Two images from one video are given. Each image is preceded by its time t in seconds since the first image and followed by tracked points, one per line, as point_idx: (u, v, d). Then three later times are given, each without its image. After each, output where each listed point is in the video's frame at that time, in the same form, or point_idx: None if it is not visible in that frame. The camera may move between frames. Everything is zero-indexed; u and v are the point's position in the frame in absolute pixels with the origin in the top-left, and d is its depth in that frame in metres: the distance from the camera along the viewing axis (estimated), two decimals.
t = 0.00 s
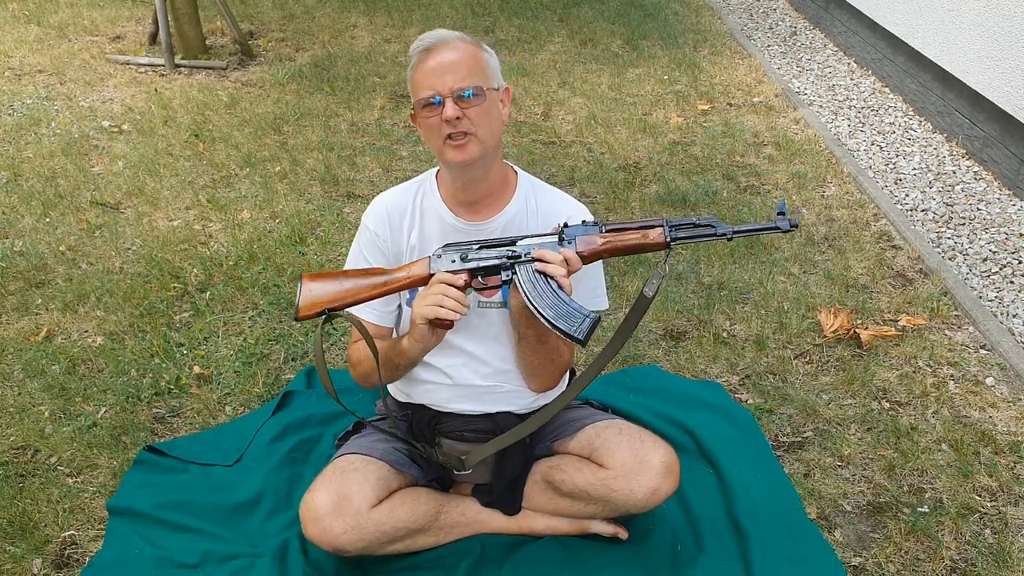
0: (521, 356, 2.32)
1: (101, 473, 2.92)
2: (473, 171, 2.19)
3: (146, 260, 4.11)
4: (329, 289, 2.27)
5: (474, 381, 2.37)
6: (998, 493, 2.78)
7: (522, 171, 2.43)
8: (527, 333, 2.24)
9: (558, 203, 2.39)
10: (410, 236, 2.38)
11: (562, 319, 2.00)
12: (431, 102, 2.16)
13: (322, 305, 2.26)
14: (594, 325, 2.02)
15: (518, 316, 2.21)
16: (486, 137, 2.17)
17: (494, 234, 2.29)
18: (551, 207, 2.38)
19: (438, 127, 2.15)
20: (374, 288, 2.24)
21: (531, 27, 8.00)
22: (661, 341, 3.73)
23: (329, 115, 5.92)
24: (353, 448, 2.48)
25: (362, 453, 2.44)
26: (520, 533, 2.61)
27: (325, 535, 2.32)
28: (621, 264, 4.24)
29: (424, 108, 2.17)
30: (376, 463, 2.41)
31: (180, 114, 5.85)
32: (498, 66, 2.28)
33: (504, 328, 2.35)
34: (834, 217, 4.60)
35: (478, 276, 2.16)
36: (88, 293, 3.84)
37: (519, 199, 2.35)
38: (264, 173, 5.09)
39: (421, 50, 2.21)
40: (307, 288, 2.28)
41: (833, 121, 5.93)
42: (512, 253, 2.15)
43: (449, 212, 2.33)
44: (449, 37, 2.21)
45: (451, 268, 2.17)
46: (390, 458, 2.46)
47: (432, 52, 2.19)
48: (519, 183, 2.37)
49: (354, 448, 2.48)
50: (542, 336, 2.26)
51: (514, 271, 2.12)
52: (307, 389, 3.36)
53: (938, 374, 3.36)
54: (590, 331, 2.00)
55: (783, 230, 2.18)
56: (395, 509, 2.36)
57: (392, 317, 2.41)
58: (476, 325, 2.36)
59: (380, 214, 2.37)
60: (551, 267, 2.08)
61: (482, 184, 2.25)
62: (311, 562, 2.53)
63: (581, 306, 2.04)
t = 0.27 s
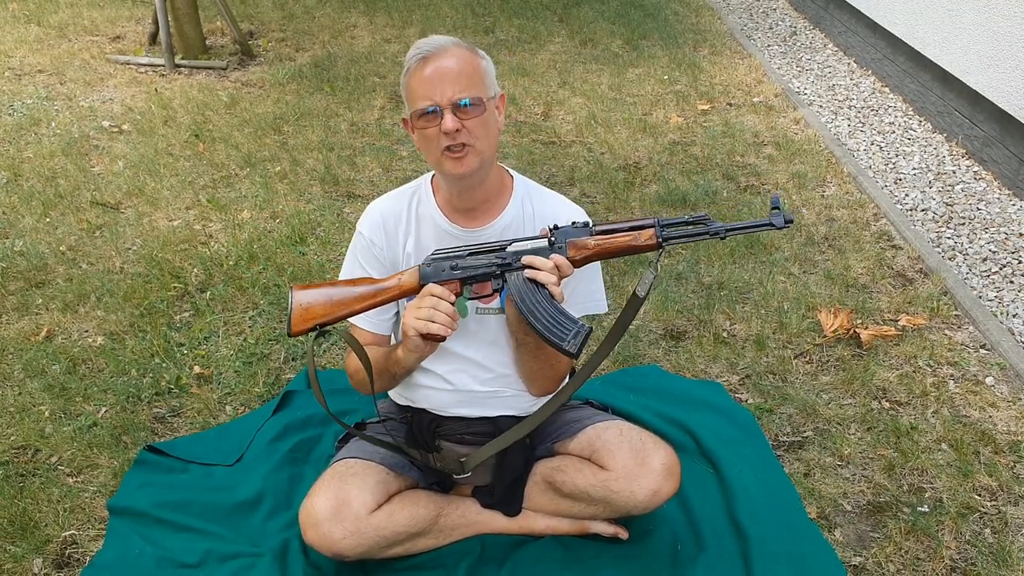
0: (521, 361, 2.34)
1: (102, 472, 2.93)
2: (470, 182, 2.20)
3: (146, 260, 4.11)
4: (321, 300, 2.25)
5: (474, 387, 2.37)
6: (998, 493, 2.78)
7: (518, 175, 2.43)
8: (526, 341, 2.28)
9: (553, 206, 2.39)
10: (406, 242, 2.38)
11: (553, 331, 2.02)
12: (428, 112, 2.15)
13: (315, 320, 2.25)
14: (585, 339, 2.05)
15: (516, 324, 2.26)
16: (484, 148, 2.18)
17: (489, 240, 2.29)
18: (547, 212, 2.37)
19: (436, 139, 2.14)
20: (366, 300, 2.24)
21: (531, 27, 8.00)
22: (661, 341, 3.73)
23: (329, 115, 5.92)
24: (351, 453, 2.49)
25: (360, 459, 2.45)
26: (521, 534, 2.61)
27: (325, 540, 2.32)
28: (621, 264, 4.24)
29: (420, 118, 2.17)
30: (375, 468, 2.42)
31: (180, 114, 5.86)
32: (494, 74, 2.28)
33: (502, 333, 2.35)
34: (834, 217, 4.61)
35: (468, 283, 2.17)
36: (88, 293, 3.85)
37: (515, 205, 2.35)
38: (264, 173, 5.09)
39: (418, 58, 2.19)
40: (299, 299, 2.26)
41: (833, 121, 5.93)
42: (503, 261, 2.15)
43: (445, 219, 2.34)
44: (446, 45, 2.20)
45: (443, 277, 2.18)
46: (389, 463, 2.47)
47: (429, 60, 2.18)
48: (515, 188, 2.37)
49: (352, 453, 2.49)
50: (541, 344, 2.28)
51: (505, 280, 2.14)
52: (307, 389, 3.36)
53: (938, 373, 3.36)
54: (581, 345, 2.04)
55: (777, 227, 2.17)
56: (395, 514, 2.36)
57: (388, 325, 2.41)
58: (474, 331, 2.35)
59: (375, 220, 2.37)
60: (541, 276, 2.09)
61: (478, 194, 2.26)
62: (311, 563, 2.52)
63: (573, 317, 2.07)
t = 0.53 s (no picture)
0: (521, 365, 2.34)
1: (102, 472, 2.93)
2: (468, 186, 2.20)
3: (147, 259, 4.11)
4: (315, 306, 2.24)
5: (473, 391, 2.37)
6: (998, 492, 2.78)
7: (516, 176, 2.43)
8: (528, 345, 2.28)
9: (553, 207, 2.39)
10: (404, 244, 2.38)
11: (548, 330, 2.03)
12: (426, 117, 2.15)
13: (310, 325, 2.23)
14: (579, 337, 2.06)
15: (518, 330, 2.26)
16: (482, 152, 2.18)
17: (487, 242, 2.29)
18: (546, 214, 2.38)
19: (434, 144, 2.15)
20: (362, 305, 2.24)
21: (531, 27, 8.00)
22: (661, 341, 3.73)
23: (329, 115, 5.92)
24: (350, 455, 2.49)
25: (359, 459, 2.44)
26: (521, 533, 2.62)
27: (325, 542, 2.33)
28: (621, 264, 4.25)
29: (419, 122, 2.17)
30: (375, 470, 2.42)
31: (180, 114, 5.86)
32: (493, 76, 2.27)
33: (501, 336, 2.33)
34: (834, 216, 4.61)
35: (461, 284, 2.16)
36: (88, 293, 3.85)
37: (514, 207, 2.35)
38: (264, 173, 5.09)
39: (416, 61, 2.19)
40: (292, 305, 2.24)
41: (833, 121, 5.94)
42: (495, 261, 2.15)
43: (444, 220, 2.33)
44: (445, 48, 2.19)
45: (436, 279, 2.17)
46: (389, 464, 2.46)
47: (428, 63, 2.17)
48: (514, 190, 2.37)
49: (352, 454, 2.49)
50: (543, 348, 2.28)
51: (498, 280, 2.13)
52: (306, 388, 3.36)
53: (937, 373, 3.36)
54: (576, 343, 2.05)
55: (771, 218, 2.17)
56: (395, 516, 2.37)
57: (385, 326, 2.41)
58: (472, 334, 2.34)
59: (374, 221, 2.37)
60: (535, 275, 2.09)
61: (477, 198, 2.27)
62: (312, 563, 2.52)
63: (566, 316, 2.07)
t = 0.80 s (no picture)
0: (523, 365, 2.35)
1: (102, 472, 2.93)
2: (469, 184, 2.20)
3: (147, 259, 4.11)
4: (309, 306, 2.24)
5: (474, 390, 2.37)
6: (997, 492, 2.78)
7: (517, 176, 2.43)
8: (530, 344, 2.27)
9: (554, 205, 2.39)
10: (405, 243, 2.38)
11: (545, 325, 2.04)
12: (427, 114, 2.15)
13: (305, 327, 2.24)
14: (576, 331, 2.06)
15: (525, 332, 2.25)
16: (483, 149, 2.18)
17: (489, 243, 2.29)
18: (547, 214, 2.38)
19: (435, 140, 2.15)
20: (355, 304, 2.24)
21: (531, 27, 8.00)
22: (661, 341, 3.73)
23: (328, 115, 5.92)
24: (350, 455, 2.48)
25: (359, 460, 2.45)
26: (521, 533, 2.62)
27: (325, 542, 2.33)
28: (621, 264, 4.25)
29: (419, 119, 2.17)
30: (375, 470, 2.42)
31: (179, 114, 5.86)
32: (496, 74, 2.27)
33: (504, 335, 2.34)
34: (834, 216, 4.61)
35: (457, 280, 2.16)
36: (88, 292, 3.85)
37: (514, 208, 2.35)
38: (264, 173, 5.09)
39: (418, 59, 2.19)
40: (286, 306, 2.24)
41: (832, 121, 5.94)
42: (490, 255, 2.15)
43: (445, 219, 2.34)
44: (446, 46, 2.19)
45: (432, 276, 2.17)
46: (388, 464, 2.46)
47: (429, 61, 2.17)
48: (515, 191, 2.37)
49: (351, 454, 2.49)
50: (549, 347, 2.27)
51: (493, 275, 2.13)
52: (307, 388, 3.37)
53: (937, 373, 3.36)
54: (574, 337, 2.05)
55: (765, 204, 2.18)
56: (395, 516, 2.37)
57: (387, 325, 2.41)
58: (473, 334, 2.34)
59: (375, 220, 2.36)
60: (529, 268, 2.08)
61: (478, 196, 2.27)
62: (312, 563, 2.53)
63: (564, 310, 2.07)
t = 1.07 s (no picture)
0: (525, 358, 2.35)
1: (103, 471, 2.93)
2: (470, 175, 2.20)
3: (147, 259, 4.11)
4: (299, 295, 2.24)
5: (475, 386, 2.37)
6: (998, 491, 2.78)
7: (519, 171, 2.43)
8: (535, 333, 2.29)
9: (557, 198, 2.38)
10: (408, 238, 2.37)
11: (543, 316, 2.10)
12: (426, 106, 2.15)
13: (297, 319, 2.25)
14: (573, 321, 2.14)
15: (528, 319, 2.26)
16: (483, 140, 2.17)
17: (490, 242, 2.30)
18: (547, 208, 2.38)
19: (434, 133, 2.15)
20: (347, 293, 2.24)
21: (531, 27, 8.00)
22: (661, 340, 3.74)
23: (328, 115, 5.92)
24: (351, 453, 2.48)
25: (360, 458, 2.45)
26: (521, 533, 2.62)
27: (325, 540, 2.32)
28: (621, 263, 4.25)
29: (419, 113, 2.17)
30: (375, 468, 2.42)
31: (179, 113, 5.85)
32: (493, 68, 2.27)
33: (505, 329, 2.35)
34: (834, 216, 4.61)
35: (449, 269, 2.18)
36: (88, 292, 3.85)
37: (515, 203, 2.35)
38: (264, 172, 5.09)
39: (415, 54, 2.20)
40: (275, 295, 2.23)
41: (833, 121, 5.94)
42: (483, 244, 2.14)
43: (446, 213, 2.35)
44: (443, 40, 2.20)
45: (426, 267, 2.18)
46: (389, 462, 2.46)
47: (426, 55, 2.18)
48: (516, 186, 2.37)
49: (352, 452, 2.48)
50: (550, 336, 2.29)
51: (488, 263, 2.14)
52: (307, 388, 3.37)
53: (937, 372, 3.36)
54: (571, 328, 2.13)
55: (757, 192, 2.18)
56: (395, 514, 2.37)
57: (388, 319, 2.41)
58: (475, 327, 2.34)
59: (377, 214, 2.36)
60: (523, 259, 2.09)
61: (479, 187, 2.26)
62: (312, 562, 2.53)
63: (562, 302, 2.13)
